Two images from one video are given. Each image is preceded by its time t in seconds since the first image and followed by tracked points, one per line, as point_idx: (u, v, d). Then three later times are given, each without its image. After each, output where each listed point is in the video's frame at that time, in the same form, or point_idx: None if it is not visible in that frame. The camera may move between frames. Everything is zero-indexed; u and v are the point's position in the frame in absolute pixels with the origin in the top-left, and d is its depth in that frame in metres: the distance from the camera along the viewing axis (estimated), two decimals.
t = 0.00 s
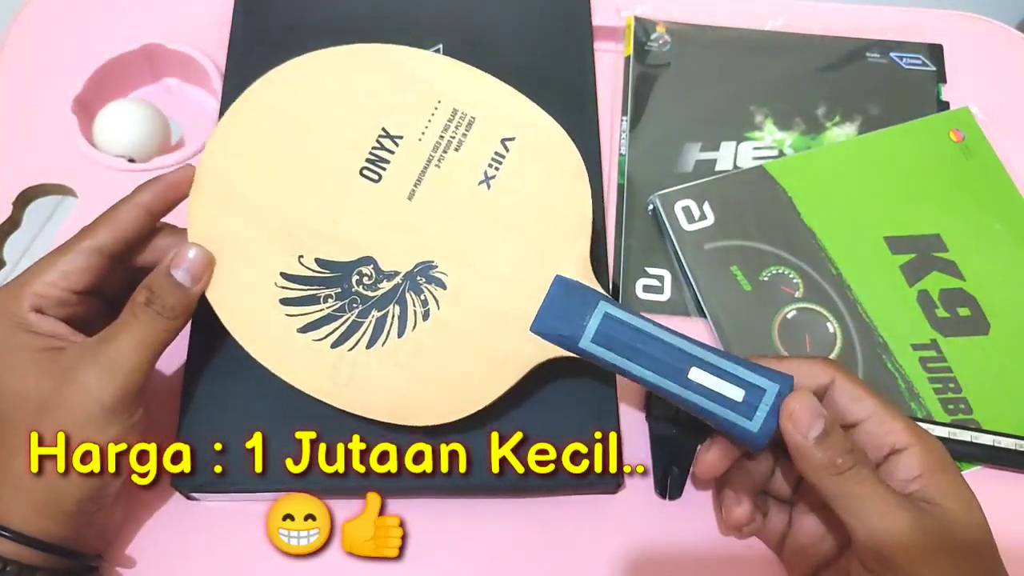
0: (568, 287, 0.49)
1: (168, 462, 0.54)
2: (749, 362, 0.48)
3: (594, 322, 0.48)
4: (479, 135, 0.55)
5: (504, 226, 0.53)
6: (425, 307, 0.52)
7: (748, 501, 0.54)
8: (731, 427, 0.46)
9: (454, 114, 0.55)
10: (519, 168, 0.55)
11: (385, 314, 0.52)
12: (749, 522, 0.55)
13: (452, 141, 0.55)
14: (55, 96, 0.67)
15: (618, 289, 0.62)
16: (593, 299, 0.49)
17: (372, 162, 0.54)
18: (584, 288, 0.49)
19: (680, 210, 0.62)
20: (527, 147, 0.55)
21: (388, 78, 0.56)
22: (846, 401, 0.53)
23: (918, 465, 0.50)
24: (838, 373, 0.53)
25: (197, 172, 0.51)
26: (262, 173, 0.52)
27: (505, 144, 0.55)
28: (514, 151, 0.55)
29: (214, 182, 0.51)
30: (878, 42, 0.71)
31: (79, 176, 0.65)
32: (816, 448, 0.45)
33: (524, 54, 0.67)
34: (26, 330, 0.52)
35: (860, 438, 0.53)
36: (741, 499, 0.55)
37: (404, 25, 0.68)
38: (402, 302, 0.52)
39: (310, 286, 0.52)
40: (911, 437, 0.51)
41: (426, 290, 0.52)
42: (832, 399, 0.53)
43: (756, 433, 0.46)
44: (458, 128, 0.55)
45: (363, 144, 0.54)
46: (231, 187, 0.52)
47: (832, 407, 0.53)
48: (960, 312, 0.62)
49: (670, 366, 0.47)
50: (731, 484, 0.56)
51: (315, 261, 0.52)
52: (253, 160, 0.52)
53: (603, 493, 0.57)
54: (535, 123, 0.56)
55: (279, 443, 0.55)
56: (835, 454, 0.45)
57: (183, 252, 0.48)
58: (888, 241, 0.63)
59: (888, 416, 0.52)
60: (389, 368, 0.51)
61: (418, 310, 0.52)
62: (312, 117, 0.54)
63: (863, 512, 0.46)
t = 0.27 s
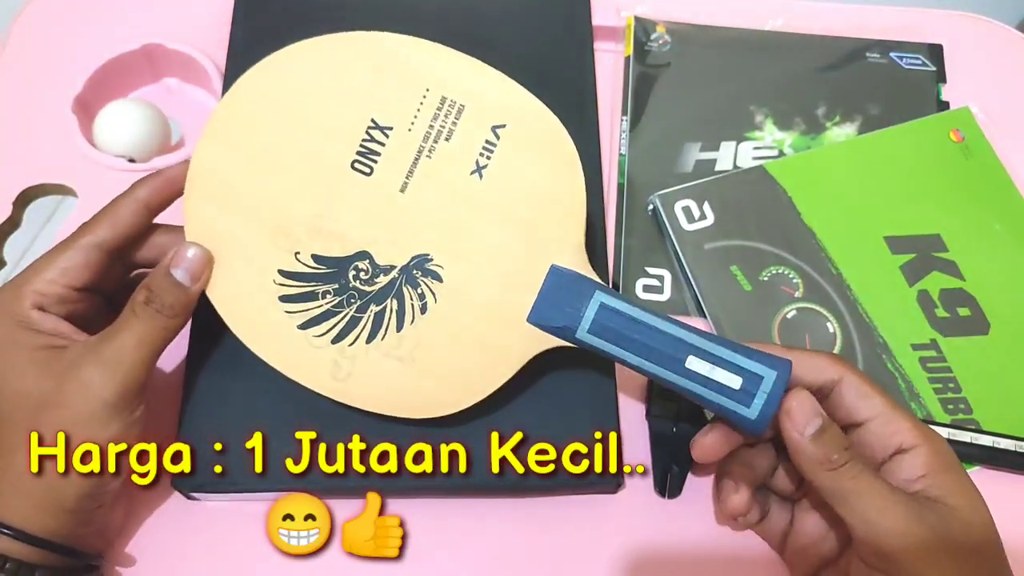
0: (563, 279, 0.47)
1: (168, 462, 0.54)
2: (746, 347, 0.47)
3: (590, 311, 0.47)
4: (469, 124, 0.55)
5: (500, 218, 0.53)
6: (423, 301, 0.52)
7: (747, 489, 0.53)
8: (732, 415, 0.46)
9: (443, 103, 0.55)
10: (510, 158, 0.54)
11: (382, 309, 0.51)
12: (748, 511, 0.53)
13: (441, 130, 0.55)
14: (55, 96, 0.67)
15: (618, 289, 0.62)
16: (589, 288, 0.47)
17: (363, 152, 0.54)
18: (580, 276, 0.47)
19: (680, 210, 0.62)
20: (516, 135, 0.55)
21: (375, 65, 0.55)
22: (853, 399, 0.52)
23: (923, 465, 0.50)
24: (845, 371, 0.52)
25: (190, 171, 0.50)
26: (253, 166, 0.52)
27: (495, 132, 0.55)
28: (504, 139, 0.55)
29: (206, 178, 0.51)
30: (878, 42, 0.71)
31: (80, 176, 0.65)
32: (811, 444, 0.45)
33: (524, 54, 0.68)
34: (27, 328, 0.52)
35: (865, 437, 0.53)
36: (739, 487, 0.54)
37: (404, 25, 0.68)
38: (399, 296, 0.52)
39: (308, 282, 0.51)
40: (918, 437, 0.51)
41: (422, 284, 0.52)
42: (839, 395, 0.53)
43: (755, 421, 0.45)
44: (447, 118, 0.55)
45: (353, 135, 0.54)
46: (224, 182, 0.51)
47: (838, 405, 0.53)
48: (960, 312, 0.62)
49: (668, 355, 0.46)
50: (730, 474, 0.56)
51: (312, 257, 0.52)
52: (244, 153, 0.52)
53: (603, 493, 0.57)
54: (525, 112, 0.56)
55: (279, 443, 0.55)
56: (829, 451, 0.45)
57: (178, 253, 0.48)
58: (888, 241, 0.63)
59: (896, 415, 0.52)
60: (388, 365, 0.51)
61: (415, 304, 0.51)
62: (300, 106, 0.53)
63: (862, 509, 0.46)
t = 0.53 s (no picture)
0: (569, 284, 0.49)
1: (168, 462, 0.54)
2: (757, 357, 0.46)
3: (597, 320, 0.47)
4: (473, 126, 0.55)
5: (501, 224, 0.53)
6: (427, 305, 0.52)
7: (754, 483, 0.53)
8: (740, 425, 0.46)
9: (447, 103, 0.55)
10: (515, 159, 0.54)
11: (386, 314, 0.51)
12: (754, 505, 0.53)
13: (445, 132, 0.54)
14: (55, 96, 0.67)
15: (618, 289, 0.62)
16: (596, 297, 0.48)
17: (367, 155, 0.54)
18: (588, 285, 0.49)
19: (680, 210, 0.62)
20: (523, 136, 0.55)
21: (377, 65, 0.55)
22: (869, 399, 0.52)
23: (931, 467, 0.51)
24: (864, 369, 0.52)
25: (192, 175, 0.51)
26: (255, 169, 0.52)
27: (501, 134, 0.55)
28: (510, 141, 0.55)
29: (208, 181, 0.51)
30: (878, 42, 0.71)
31: (80, 176, 0.65)
32: (811, 455, 0.45)
33: (524, 54, 0.67)
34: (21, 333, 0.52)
35: (879, 435, 0.53)
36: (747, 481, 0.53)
37: (404, 24, 0.68)
38: (402, 301, 0.52)
39: (311, 286, 0.51)
40: (930, 439, 0.51)
41: (426, 289, 0.52)
42: (857, 393, 0.52)
43: (763, 432, 0.45)
44: (452, 118, 0.55)
45: (355, 138, 0.54)
46: (226, 185, 0.51)
47: (856, 403, 0.53)
48: (960, 312, 0.62)
49: (675, 364, 0.46)
50: (738, 468, 0.56)
51: (315, 261, 0.52)
52: (246, 155, 0.52)
53: (603, 493, 0.57)
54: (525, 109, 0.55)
55: (280, 443, 0.55)
56: (828, 462, 0.45)
57: (160, 245, 0.48)
58: (888, 240, 0.63)
59: (911, 417, 0.52)
60: (390, 367, 0.51)
61: (419, 308, 0.52)
62: (302, 107, 0.53)
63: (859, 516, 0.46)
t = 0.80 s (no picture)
0: (573, 283, 0.48)
1: (168, 462, 0.54)
2: (767, 358, 0.46)
3: (602, 321, 0.47)
4: (475, 120, 0.55)
5: (504, 217, 0.53)
6: (428, 307, 0.52)
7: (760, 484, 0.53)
8: (750, 428, 0.45)
9: (447, 98, 0.55)
10: (516, 156, 0.55)
11: (385, 315, 0.51)
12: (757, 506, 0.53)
13: (446, 128, 0.55)
14: (55, 96, 0.67)
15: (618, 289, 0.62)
16: (601, 297, 0.47)
17: (366, 152, 0.54)
18: (593, 284, 0.48)
19: (680, 210, 0.62)
20: (524, 132, 0.55)
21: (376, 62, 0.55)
22: (873, 399, 0.52)
23: (933, 465, 0.51)
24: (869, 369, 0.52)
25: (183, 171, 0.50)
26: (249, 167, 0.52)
27: (502, 130, 0.55)
28: (511, 137, 0.55)
29: (201, 179, 0.50)
30: (878, 42, 0.71)
31: (80, 176, 0.65)
32: (818, 457, 0.45)
33: (524, 54, 0.68)
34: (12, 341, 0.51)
35: (882, 434, 0.53)
36: (753, 480, 0.53)
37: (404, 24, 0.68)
38: (402, 302, 0.52)
39: (309, 288, 0.51)
40: (932, 437, 0.51)
41: (427, 290, 0.52)
42: (860, 398, 0.52)
43: (774, 434, 0.44)
44: (452, 113, 0.55)
45: (353, 134, 0.54)
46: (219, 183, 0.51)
47: (860, 405, 0.52)
48: (960, 312, 0.62)
49: (683, 366, 0.46)
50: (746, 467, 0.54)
51: (312, 262, 0.52)
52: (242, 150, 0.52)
53: (603, 493, 0.57)
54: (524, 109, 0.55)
55: (280, 443, 0.55)
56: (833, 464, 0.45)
57: (125, 251, 0.50)
58: (888, 240, 0.63)
59: (914, 416, 0.52)
60: (389, 368, 0.50)
61: (419, 309, 0.51)
62: (297, 107, 0.53)
63: (862, 515, 0.46)
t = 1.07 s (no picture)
0: (559, 298, 0.48)
1: (168, 462, 0.54)
2: (751, 387, 0.45)
3: (586, 339, 0.47)
4: (468, 123, 0.51)
5: (498, 225, 0.51)
6: (414, 310, 0.50)
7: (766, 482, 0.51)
8: (728, 453, 0.46)
9: (439, 98, 0.51)
10: (509, 165, 0.51)
11: (375, 315, 0.50)
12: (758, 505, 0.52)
13: (436, 132, 0.51)
14: (55, 96, 0.67)
15: (618, 289, 0.62)
16: (586, 315, 0.47)
17: (354, 155, 0.50)
18: (580, 300, 0.48)
19: (680, 210, 0.62)
20: (518, 139, 0.52)
21: (370, 55, 0.51)
22: (871, 412, 0.52)
23: (932, 470, 0.51)
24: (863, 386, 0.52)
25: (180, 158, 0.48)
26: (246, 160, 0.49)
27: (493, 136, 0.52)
28: (504, 144, 0.51)
29: (196, 169, 0.48)
30: (878, 42, 0.71)
31: (80, 176, 0.65)
32: (808, 480, 0.44)
33: (524, 54, 0.67)
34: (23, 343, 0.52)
35: (881, 445, 0.53)
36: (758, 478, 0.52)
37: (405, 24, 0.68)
38: (391, 303, 0.50)
39: (299, 281, 0.50)
40: (932, 444, 0.51)
41: (416, 291, 0.51)
42: (858, 411, 0.52)
43: (749, 463, 0.45)
44: (443, 116, 0.51)
45: (342, 134, 0.50)
46: (214, 175, 0.48)
47: (858, 417, 0.53)
48: (960, 312, 0.62)
49: (662, 390, 0.46)
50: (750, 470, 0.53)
51: (302, 258, 0.50)
52: (236, 160, 0.49)
53: (603, 493, 0.57)
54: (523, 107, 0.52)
55: (280, 444, 0.55)
56: (824, 484, 0.45)
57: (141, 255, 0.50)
58: (888, 241, 0.63)
59: (913, 425, 0.51)
60: (380, 369, 0.50)
61: (407, 312, 0.50)
62: (295, 96, 0.50)
63: (861, 530, 0.46)
